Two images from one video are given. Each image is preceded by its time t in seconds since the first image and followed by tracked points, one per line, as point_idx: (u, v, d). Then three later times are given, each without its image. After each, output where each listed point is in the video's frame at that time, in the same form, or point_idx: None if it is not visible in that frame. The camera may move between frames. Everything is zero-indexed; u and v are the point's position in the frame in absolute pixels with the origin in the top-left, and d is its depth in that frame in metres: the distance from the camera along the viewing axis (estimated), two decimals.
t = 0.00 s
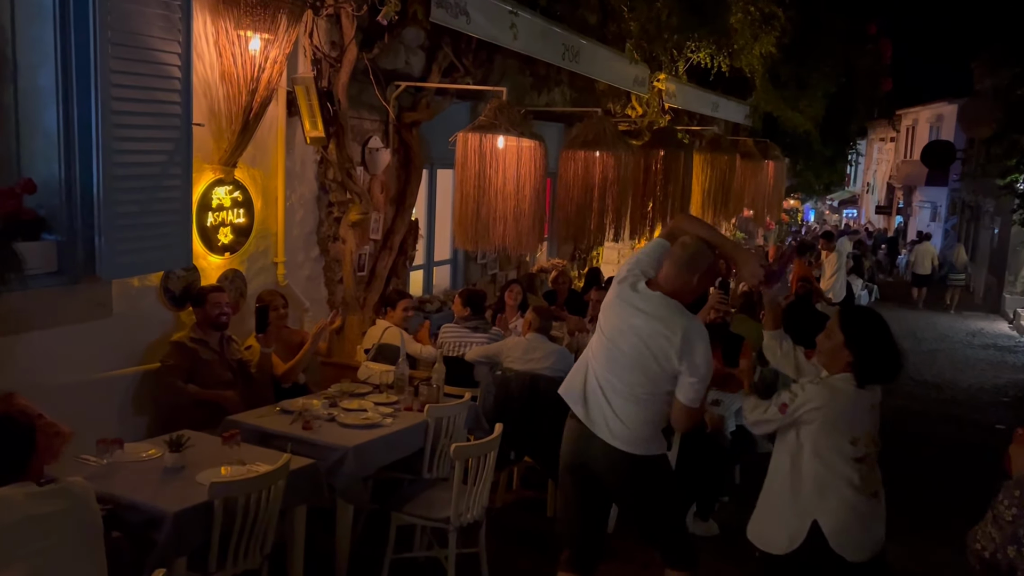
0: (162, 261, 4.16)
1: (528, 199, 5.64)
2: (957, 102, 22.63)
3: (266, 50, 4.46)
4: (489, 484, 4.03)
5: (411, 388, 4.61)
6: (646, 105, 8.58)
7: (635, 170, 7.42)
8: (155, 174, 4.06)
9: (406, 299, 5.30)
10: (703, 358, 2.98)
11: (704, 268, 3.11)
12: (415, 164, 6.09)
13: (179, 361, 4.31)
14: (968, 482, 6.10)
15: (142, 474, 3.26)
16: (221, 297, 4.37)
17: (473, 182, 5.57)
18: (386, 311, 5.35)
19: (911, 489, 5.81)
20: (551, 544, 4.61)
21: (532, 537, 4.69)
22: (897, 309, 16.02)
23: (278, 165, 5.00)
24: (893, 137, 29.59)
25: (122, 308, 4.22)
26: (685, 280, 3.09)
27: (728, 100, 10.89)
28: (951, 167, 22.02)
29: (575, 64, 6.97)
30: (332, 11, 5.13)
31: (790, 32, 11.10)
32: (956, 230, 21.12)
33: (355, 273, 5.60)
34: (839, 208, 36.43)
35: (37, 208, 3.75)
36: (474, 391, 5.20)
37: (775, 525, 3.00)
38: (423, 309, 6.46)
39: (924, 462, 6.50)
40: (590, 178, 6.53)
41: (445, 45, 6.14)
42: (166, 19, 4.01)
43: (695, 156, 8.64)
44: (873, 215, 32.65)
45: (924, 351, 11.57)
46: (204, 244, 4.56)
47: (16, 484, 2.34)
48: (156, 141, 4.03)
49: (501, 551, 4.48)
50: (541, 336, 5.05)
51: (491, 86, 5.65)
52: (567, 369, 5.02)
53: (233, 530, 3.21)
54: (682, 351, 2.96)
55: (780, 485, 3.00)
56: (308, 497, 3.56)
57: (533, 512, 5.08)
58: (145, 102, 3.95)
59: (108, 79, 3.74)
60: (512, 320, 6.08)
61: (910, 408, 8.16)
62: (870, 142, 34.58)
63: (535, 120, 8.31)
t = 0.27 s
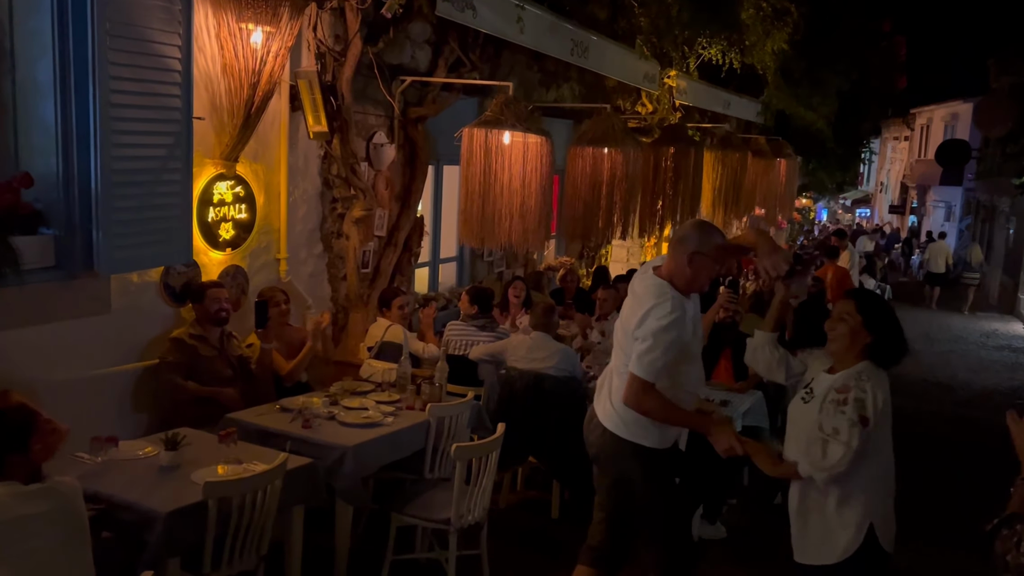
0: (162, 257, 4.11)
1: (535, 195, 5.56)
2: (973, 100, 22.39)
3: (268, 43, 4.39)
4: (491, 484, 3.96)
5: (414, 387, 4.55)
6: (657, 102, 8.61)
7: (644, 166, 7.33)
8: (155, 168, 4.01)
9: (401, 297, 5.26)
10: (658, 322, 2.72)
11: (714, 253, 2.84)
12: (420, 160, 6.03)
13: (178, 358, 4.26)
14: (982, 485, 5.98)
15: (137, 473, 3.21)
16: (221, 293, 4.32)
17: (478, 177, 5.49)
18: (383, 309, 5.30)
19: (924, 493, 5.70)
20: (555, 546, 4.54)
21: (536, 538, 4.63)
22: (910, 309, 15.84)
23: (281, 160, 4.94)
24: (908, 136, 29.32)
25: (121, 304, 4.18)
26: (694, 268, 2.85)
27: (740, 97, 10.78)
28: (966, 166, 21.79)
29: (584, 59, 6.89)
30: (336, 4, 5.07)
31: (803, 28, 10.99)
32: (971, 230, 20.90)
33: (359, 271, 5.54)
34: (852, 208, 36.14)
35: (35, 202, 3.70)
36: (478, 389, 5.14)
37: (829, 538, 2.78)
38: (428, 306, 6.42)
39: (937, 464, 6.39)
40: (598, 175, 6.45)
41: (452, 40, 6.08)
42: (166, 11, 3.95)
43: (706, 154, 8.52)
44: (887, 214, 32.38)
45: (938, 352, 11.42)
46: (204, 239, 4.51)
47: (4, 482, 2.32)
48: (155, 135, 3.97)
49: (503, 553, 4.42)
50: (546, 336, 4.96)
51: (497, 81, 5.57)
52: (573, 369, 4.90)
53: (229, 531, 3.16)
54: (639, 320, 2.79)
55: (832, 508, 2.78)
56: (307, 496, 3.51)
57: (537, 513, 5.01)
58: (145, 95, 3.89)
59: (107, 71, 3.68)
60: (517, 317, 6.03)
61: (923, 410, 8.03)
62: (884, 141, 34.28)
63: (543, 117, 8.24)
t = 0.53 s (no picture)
0: (157, 253, 4.05)
1: (538, 192, 5.49)
2: (987, 98, 22.16)
3: (266, 37, 4.34)
4: (489, 485, 3.88)
5: (412, 386, 4.48)
6: (665, 99, 8.45)
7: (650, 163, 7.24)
8: (151, 163, 3.95)
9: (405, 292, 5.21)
10: (637, 332, 2.59)
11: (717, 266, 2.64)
12: (423, 156, 5.96)
13: (173, 355, 4.21)
14: (992, 487, 5.88)
15: (126, 472, 3.16)
16: (217, 290, 4.27)
17: (480, 174, 5.42)
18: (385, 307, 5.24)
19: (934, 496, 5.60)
20: (555, 548, 4.47)
21: (536, 540, 4.55)
22: (921, 309, 15.68)
23: (280, 156, 4.89)
24: (920, 135, 29.06)
25: (116, 301, 4.13)
26: (697, 281, 2.66)
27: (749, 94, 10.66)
28: (979, 165, 21.57)
29: (590, 55, 6.79)
30: None
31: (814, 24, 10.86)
32: (984, 229, 20.69)
33: (360, 268, 5.49)
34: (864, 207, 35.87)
35: (28, 198, 3.63)
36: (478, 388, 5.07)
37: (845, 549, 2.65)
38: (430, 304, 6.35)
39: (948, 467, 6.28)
40: (603, 172, 6.37)
41: (456, 35, 6.00)
42: (161, 4, 3.90)
43: (714, 151, 8.42)
44: (899, 213, 32.13)
45: (949, 352, 11.28)
46: (202, 236, 4.45)
47: None
48: (150, 129, 3.91)
49: (503, 555, 4.35)
50: (548, 335, 4.88)
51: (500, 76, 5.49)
52: (575, 369, 4.82)
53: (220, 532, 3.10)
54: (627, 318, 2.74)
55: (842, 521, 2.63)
56: (300, 497, 3.44)
57: (538, 514, 4.94)
58: (139, 89, 3.84)
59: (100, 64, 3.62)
60: (520, 315, 5.96)
61: (934, 412, 7.91)
62: (896, 139, 34.01)
63: (550, 113, 8.15)
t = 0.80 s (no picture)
0: (149, 250, 3.99)
1: (539, 190, 5.42)
2: (997, 98, 21.97)
3: (262, 32, 4.28)
4: (485, 488, 3.82)
5: (408, 386, 4.42)
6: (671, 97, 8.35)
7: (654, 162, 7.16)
8: (143, 159, 3.89)
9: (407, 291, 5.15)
10: (643, 299, 2.92)
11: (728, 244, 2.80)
12: (423, 154, 5.90)
13: (167, 354, 4.16)
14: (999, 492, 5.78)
15: (114, 473, 3.10)
16: (212, 288, 4.21)
17: (480, 171, 5.34)
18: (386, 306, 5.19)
19: (941, 500, 5.51)
20: (554, 552, 4.40)
21: (534, 544, 4.49)
22: (929, 310, 15.54)
23: (277, 153, 4.83)
24: (930, 134, 28.87)
25: (109, 299, 4.07)
26: (715, 259, 2.85)
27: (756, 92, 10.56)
28: (989, 165, 21.39)
29: (594, 52, 6.72)
30: None
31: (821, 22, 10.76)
32: (994, 229, 20.51)
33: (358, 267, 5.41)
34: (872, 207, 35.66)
35: (18, 193, 3.59)
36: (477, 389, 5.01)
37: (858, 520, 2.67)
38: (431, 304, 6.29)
39: (955, 471, 6.18)
40: (606, 170, 6.30)
41: (457, 31, 5.93)
42: None
43: (720, 150, 8.33)
44: (907, 212, 31.91)
45: (957, 353, 11.17)
46: (197, 233, 4.40)
47: None
48: (142, 125, 3.85)
49: (500, 558, 4.28)
50: (547, 335, 4.81)
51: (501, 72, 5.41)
52: (574, 370, 4.75)
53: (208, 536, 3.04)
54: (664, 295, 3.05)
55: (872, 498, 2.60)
56: (291, 499, 3.38)
57: (536, 516, 4.87)
58: (130, 84, 3.78)
59: (91, 58, 3.56)
60: (519, 315, 5.89)
61: (942, 414, 7.81)
62: (905, 138, 33.79)
63: (553, 111, 8.08)
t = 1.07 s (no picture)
0: (144, 248, 3.94)
1: (542, 189, 5.35)
2: (1006, 97, 21.80)
3: (259, 26, 4.22)
4: (484, 491, 3.75)
5: (407, 386, 4.35)
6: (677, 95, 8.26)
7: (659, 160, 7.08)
8: (137, 155, 3.84)
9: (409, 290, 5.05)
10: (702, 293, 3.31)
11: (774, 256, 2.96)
12: (424, 151, 5.83)
13: (162, 353, 4.10)
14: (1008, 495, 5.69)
15: (105, 474, 3.05)
16: (210, 287, 4.15)
17: (482, 168, 5.27)
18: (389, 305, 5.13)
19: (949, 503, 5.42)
20: (554, 555, 4.34)
21: (534, 546, 4.43)
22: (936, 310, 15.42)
23: (276, 149, 4.77)
24: (938, 134, 28.69)
25: (104, 297, 4.02)
26: (761, 271, 3.04)
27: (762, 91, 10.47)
28: (998, 165, 21.23)
29: (598, 49, 6.64)
30: None
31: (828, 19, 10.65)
32: (1002, 230, 20.35)
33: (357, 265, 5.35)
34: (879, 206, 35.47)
35: (10, 190, 3.55)
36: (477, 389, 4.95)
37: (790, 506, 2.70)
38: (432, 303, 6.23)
39: (962, 474, 6.10)
40: (610, 168, 6.22)
41: (459, 27, 5.87)
42: None
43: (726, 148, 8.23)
44: (915, 212, 31.72)
45: (964, 354, 11.06)
46: (193, 231, 4.34)
47: None
48: (136, 121, 3.80)
49: (499, 561, 4.23)
50: (547, 336, 4.74)
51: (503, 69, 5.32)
52: (575, 370, 4.69)
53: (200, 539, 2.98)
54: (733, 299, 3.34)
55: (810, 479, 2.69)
56: (286, 502, 3.32)
57: (536, 519, 4.80)
58: (125, 79, 3.72)
59: (85, 52, 3.50)
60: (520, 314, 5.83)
61: (949, 416, 7.72)
62: (913, 137, 33.60)
63: (557, 108, 8.01)
